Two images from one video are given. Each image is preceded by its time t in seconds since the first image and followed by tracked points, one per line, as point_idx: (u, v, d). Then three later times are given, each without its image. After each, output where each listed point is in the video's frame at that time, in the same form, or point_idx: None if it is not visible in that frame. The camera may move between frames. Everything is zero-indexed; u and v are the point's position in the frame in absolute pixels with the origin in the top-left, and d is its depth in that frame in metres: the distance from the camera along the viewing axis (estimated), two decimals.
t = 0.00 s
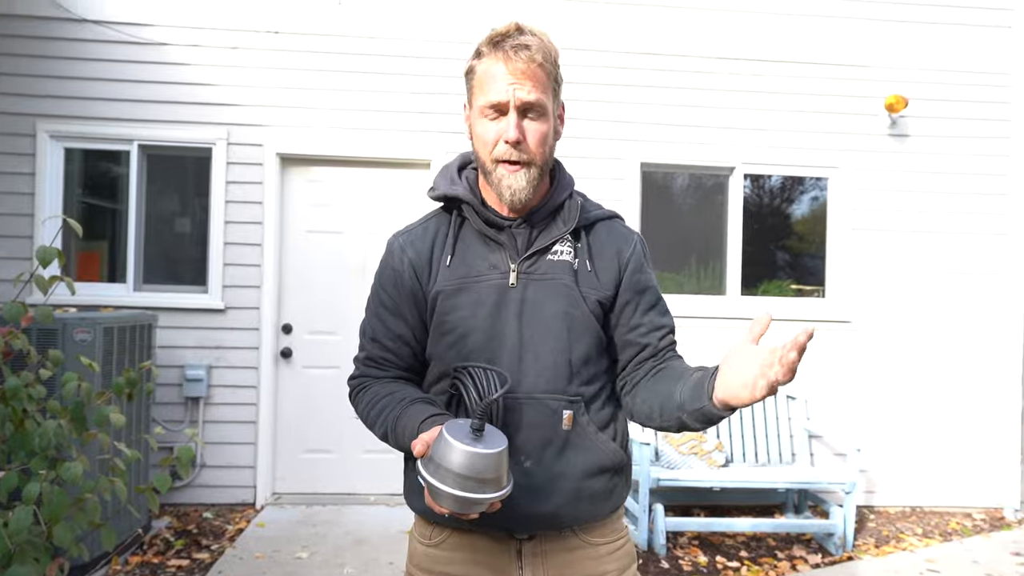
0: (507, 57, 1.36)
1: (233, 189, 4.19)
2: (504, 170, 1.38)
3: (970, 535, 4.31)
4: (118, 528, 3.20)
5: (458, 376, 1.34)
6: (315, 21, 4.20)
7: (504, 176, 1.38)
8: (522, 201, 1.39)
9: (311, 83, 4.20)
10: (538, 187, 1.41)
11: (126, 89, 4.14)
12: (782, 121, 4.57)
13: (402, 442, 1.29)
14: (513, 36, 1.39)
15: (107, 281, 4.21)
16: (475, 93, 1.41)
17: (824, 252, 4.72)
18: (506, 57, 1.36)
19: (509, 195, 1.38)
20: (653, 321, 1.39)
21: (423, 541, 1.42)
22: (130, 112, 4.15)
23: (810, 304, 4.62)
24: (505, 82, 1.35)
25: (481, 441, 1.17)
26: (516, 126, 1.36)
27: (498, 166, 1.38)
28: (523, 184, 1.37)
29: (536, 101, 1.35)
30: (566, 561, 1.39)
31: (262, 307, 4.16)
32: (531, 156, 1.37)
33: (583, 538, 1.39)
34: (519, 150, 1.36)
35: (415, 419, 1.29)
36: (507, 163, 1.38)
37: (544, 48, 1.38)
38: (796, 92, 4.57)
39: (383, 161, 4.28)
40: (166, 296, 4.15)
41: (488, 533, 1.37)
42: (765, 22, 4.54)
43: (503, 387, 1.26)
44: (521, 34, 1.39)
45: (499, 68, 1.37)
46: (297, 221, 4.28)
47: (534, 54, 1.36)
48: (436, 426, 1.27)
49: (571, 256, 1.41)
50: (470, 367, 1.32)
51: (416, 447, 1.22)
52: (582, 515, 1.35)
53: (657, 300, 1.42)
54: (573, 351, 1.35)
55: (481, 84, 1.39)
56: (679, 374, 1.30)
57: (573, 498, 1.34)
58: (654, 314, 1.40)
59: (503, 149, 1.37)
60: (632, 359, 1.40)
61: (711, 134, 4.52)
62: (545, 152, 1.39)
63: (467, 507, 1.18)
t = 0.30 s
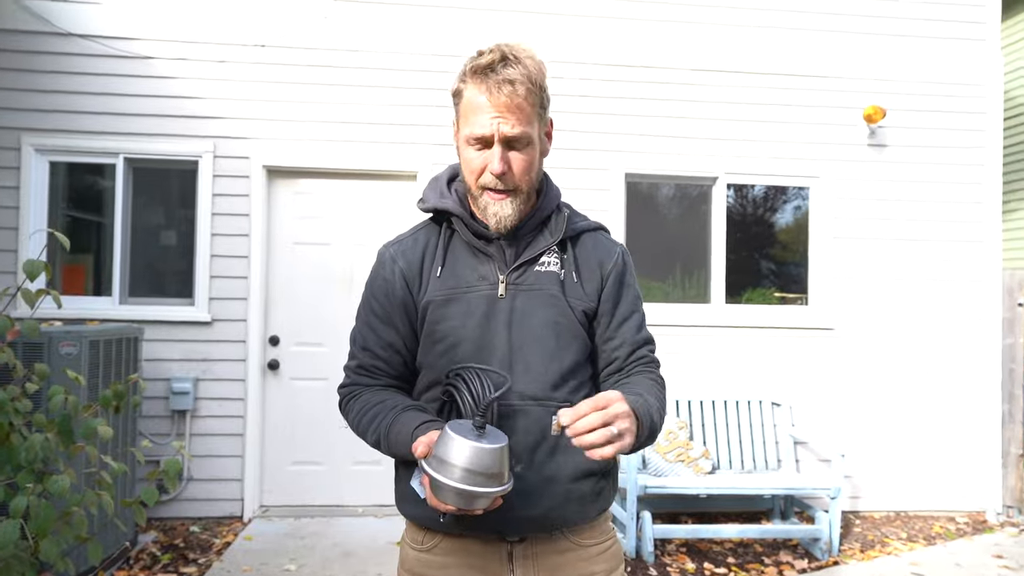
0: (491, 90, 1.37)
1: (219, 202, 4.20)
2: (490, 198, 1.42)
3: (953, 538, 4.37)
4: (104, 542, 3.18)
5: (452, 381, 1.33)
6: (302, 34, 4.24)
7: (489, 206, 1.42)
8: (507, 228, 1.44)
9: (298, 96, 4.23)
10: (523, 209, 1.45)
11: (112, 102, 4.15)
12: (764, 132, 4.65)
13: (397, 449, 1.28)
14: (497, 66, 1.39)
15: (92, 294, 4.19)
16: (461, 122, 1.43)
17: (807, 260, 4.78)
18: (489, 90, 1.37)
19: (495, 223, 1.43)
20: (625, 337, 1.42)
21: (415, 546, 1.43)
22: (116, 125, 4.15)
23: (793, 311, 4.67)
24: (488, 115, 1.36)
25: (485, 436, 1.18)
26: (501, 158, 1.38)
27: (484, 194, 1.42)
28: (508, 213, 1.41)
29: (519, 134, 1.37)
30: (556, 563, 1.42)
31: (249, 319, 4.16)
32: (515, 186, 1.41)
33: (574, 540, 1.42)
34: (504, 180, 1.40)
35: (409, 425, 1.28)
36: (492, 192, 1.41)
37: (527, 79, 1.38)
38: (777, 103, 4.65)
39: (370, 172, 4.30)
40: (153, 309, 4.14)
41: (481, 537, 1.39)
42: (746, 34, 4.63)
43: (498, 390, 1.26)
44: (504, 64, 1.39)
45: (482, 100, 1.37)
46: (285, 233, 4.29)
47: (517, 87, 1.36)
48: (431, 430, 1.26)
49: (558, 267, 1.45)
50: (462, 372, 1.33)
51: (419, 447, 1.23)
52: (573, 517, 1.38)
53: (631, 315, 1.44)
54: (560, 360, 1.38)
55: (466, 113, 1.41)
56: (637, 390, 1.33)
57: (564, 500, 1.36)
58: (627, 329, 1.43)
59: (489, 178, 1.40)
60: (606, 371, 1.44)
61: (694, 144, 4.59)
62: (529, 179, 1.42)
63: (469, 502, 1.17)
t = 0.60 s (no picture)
0: (508, 116, 1.40)
1: (200, 225, 4.20)
2: (488, 219, 1.47)
3: (934, 540, 4.45)
4: (88, 571, 3.15)
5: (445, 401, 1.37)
6: (281, 58, 4.28)
7: (488, 225, 1.46)
8: (502, 248, 1.49)
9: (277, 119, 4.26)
10: (519, 232, 1.50)
11: (90, 129, 4.14)
12: (737, 146, 4.76)
13: (389, 466, 1.29)
14: (517, 95, 1.43)
15: (72, 320, 4.15)
16: (471, 143, 1.46)
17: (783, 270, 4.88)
18: (507, 117, 1.40)
19: (491, 241, 1.47)
20: (605, 354, 1.46)
21: (406, 566, 1.46)
22: (94, 151, 4.14)
23: (771, 321, 4.75)
24: (501, 142, 1.41)
25: (489, 448, 1.22)
26: (507, 183, 1.43)
27: (483, 214, 1.47)
28: (506, 232, 1.46)
29: (528, 163, 1.42)
30: None
31: (232, 341, 4.15)
32: (517, 211, 1.46)
33: (562, 554, 1.46)
34: (507, 205, 1.45)
35: (402, 442, 1.31)
36: (492, 213, 1.46)
37: (543, 111, 1.43)
38: (748, 118, 4.77)
39: (350, 193, 4.34)
40: (134, 335, 4.11)
41: (470, 555, 1.42)
42: (717, 52, 4.75)
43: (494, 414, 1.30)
44: (524, 94, 1.43)
45: (497, 126, 1.41)
46: (267, 255, 4.30)
47: (534, 118, 1.41)
48: (425, 447, 1.29)
49: (547, 285, 1.50)
50: (454, 391, 1.36)
51: (422, 461, 1.23)
52: (562, 532, 1.41)
53: (613, 334, 1.49)
54: (548, 375, 1.42)
55: (477, 135, 1.44)
56: (603, 407, 1.37)
57: (553, 516, 1.40)
58: (608, 346, 1.47)
59: (491, 201, 1.45)
60: (587, 390, 1.48)
61: (670, 159, 4.69)
62: (529, 205, 1.48)
63: (471, 512, 1.19)
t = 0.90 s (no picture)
0: (502, 118, 1.41)
1: (198, 227, 4.20)
2: (483, 220, 1.47)
3: (932, 541, 4.46)
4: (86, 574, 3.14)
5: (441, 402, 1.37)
6: (279, 60, 4.28)
7: (483, 226, 1.47)
8: (497, 250, 1.49)
9: (276, 121, 4.26)
10: (515, 233, 1.50)
11: (87, 131, 4.14)
12: (735, 147, 4.77)
13: (384, 467, 1.30)
14: (510, 96, 1.43)
15: (69, 323, 4.14)
16: (466, 144, 1.47)
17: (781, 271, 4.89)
18: (500, 117, 1.41)
19: (486, 242, 1.48)
20: (600, 356, 1.46)
21: (404, 568, 1.47)
22: (92, 154, 4.14)
23: (769, 322, 4.76)
24: (495, 143, 1.41)
25: (483, 450, 1.22)
26: (501, 183, 1.43)
27: (478, 216, 1.47)
28: (500, 236, 1.47)
29: (522, 164, 1.42)
30: None
31: (229, 344, 4.15)
32: (512, 211, 1.47)
33: (559, 558, 1.46)
34: (502, 206, 1.45)
35: (397, 444, 1.31)
36: (487, 214, 1.46)
37: (536, 112, 1.44)
38: (745, 120, 4.78)
39: (348, 195, 4.34)
40: (131, 337, 4.10)
41: (467, 558, 1.43)
42: (714, 54, 4.76)
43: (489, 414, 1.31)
44: (517, 95, 1.44)
45: (491, 127, 1.42)
46: (264, 257, 4.30)
47: (527, 119, 1.41)
48: (420, 448, 1.29)
49: (542, 287, 1.50)
50: (450, 393, 1.37)
51: (415, 461, 1.24)
52: (558, 536, 1.41)
53: (608, 336, 1.48)
54: (543, 377, 1.43)
55: (472, 136, 1.45)
56: (594, 408, 1.38)
57: (549, 519, 1.40)
58: (603, 347, 1.47)
59: (486, 202, 1.46)
60: (582, 392, 1.48)
61: (668, 161, 4.69)
62: (524, 207, 1.48)
63: (464, 513, 1.20)
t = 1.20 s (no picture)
0: (502, 120, 1.41)
1: (197, 228, 4.19)
2: (483, 222, 1.47)
3: (931, 542, 4.46)
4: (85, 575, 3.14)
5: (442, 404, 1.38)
6: (278, 61, 4.28)
7: (483, 228, 1.47)
8: (497, 250, 1.49)
9: (275, 122, 4.26)
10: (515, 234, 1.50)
11: (86, 132, 4.14)
12: (734, 148, 4.78)
13: (385, 468, 1.30)
14: (510, 97, 1.43)
15: (69, 324, 4.14)
16: (466, 146, 1.47)
17: (780, 272, 4.89)
18: (500, 120, 1.41)
19: (487, 244, 1.48)
20: (600, 356, 1.46)
21: (405, 569, 1.47)
22: (91, 154, 4.14)
23: (768, 323, 4.76)
24: (496, 145, 1.41)
25: (486, 448, 1.22)
26: (501, 185, 1.43)
27: (478, 217, 1.47)
28: (501, 236, 1.47)
29: (523, 166, 1.42)
30: None
31: (228, 344, 4.15)
32: (513, 213, 1.46)
33: (560, 559, 1.46)
34: (502, 208, 1.45)
35: (399, 445, 1.31)
36: (487, 216, 1.46)
37: (536, 114, 1.44)
38: (744, 120, 4.79)
39: (347, 196, 4.34)
40: (130, 338, 4.10)
41: (468, 559, 1.43)
42: (713, 55, 4.77)
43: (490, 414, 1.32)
44: (517, 97, 1.44)
45: (491, 129, 1.42)
46: (264, 258, 4.30)
47: (528, 121, 1.42)
48: (422, 450, 1.29)
49: (542, 287, 1.51)
50: (452, 394, 1.37)
51: (417, 462, 1.24)
52: (560, 537, 1.41)
53: (608, 336, 1.49)
54: (544, 378, 1.43)
55: (472, 138, 1.45)
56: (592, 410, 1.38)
57: (551, 520, 1.40)
58: (602, 348, 1.47)
59: (486, 204, 1.46)
60: (583, 393, 1.48)
61: (667, 161, 4.70)
62: (524, 208, 1.48)
63: (468, 512, 1.19)
